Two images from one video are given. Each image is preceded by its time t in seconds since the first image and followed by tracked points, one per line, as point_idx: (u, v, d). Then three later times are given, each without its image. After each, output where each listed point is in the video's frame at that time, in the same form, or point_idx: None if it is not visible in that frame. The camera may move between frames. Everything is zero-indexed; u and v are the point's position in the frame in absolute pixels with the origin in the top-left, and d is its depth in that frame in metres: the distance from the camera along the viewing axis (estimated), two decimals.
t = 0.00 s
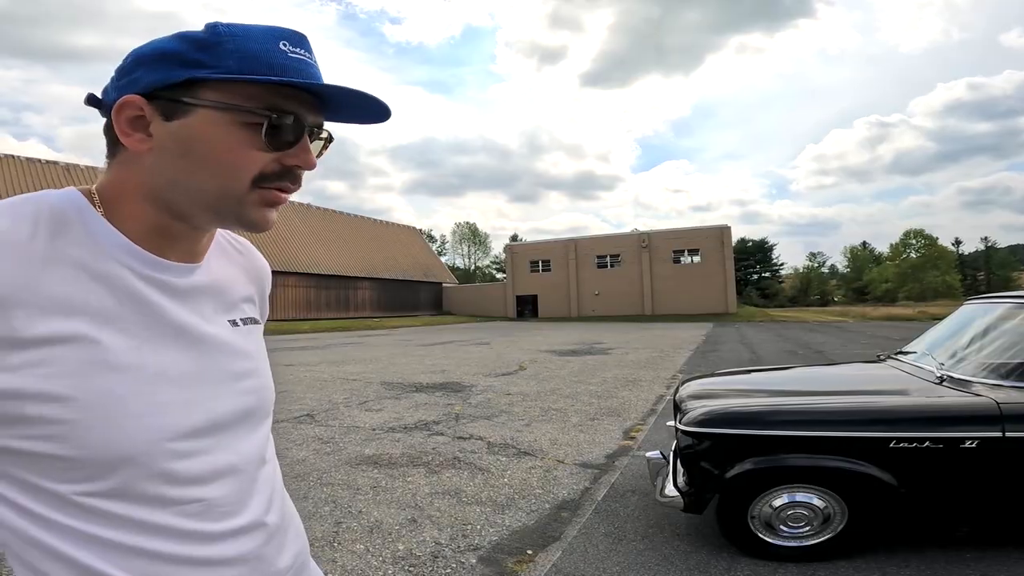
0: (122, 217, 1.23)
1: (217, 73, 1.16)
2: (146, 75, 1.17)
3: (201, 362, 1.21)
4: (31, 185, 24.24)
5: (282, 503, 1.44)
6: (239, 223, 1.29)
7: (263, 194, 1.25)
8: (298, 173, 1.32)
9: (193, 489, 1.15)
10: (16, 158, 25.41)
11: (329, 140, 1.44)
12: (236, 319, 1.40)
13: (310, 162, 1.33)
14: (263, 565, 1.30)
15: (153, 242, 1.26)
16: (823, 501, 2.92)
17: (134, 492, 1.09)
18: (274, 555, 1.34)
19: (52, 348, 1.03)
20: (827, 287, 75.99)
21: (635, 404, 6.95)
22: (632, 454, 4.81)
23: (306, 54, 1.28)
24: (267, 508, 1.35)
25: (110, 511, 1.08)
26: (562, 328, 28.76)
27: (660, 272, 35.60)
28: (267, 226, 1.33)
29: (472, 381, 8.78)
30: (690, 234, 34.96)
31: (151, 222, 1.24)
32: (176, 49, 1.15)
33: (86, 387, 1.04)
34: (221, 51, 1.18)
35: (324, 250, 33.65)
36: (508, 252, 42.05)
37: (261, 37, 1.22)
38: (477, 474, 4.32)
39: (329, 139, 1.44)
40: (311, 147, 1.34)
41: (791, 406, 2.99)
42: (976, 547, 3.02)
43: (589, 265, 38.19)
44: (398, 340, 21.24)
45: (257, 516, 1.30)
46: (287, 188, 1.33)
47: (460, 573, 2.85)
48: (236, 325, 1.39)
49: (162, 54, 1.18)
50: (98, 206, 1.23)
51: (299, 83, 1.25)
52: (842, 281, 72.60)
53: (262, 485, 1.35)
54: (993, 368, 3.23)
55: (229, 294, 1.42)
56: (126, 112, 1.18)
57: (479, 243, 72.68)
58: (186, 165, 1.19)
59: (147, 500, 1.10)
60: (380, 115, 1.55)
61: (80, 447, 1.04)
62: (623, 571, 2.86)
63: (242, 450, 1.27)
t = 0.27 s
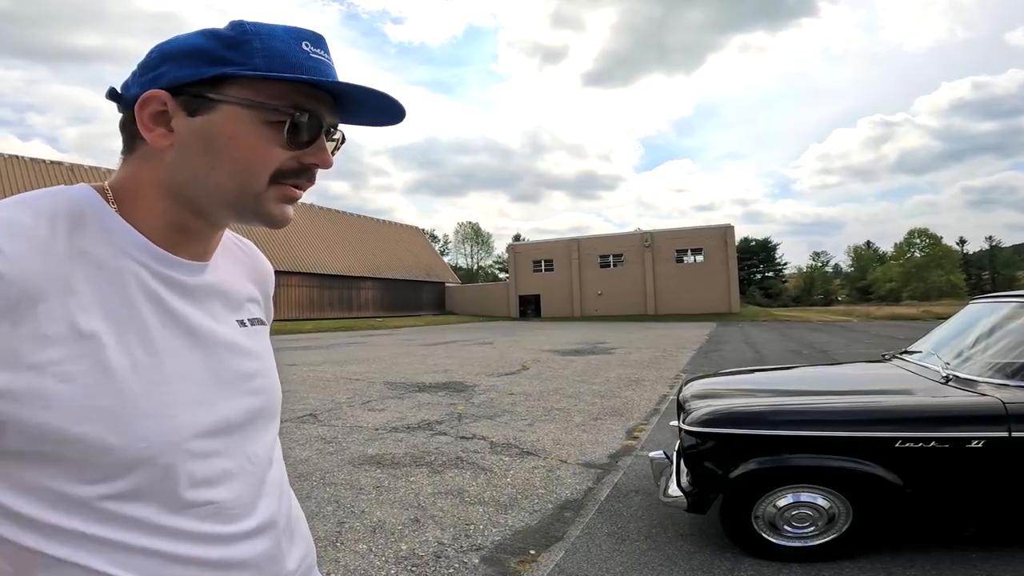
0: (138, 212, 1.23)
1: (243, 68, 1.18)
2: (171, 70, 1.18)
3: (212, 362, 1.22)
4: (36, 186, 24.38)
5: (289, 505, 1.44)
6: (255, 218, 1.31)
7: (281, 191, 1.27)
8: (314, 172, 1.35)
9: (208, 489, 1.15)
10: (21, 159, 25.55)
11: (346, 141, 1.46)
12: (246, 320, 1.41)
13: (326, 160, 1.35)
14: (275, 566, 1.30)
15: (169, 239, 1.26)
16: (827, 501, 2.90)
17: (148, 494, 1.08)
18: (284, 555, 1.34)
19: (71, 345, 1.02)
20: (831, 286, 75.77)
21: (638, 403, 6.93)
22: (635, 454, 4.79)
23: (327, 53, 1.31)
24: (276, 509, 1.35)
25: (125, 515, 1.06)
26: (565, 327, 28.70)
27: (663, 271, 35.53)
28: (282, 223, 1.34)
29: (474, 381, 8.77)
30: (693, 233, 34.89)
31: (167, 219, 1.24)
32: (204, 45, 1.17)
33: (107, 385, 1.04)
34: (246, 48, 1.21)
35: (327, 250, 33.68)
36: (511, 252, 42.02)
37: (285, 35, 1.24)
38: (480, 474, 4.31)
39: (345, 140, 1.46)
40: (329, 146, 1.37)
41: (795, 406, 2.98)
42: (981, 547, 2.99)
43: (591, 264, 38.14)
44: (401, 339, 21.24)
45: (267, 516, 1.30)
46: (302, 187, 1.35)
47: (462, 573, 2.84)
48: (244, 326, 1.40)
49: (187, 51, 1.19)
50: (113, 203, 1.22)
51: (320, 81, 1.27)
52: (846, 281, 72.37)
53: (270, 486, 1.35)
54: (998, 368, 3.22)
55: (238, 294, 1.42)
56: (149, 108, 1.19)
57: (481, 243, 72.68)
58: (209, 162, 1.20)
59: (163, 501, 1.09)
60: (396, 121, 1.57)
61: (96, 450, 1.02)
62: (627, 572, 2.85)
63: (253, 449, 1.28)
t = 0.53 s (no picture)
0: (154, 206, 1.22)
1: (262, 59, 1.18)
2: (189, 62, 1.17)
3: (223, 359, 1.22)
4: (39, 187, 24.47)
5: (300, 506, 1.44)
6: (270, 210, 1.30)
7: (296, 180, 1.27)
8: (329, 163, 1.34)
9: (222, 487, 1.15)
10: (24, 160, 25.64)
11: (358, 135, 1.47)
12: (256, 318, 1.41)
13: (341, 151, 1.35)
14: (286, 568, 1.28)
15: (185, 233, 1.25)
16: (833, 501, 2.89)
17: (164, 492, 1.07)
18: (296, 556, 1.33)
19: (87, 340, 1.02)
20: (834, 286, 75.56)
21: (642, 403, 6.91)
22: (638, 454, 4.77)
23: (338, 46, 1.32)
24: (288, 509, 1.35)
25: (141, 515, 1.06)
26: (567, 327, 28.63)
27: (666, 271, 35.47)
28: (298, 216, 1.34)
29: (477, 381, 8.76)
30: (696, 232, 34.81)
31: (183, 213, 1.24)
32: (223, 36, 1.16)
33: (123, 380, 1.04)
34: (262, 39, 1.21)
35: (329, 250, 33.71)
36: (513, 251, 41.98)
37: (299, 28, 1.25)
38: (483, 474, 4.30)
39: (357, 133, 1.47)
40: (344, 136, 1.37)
41: (799, 405, 2.96)
42: (987, 547, 2.97)
43: (594, 264, 38.09)
44: (403, 339, 21.23)
45: (280, 515, 1.29)
46: (318, 177, 1.34)
47: (465, 573, 2.83)
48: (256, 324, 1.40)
49: (204, 43, 1.19)
50: (127, 198, 1.21)
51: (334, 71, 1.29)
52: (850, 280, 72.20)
53: (282, 487, 1.35)
54: (1004, 367, 3.19)
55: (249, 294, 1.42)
56: (167, 100, 1.18)
57: (484, 242, 72.71)
58: (226, 152, 1.19)
59: (179, 500, 1.09)
60: (405, 112, 1.57)
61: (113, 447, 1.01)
62: (630, 572, 2.83)
63: (266, 448, 1.27)
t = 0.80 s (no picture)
0: (179, 205, 1.23)
1: (288, 60, 1.19)
2: (218, 62, 1.18)
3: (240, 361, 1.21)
4: (42, 186, 24.54)
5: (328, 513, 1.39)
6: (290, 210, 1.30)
7: (317, 179, 1.26)
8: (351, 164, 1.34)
9: (243, 489, 1.12)
10: (27, 159, 25.71)
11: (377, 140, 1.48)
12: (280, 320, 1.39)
13: (363, 153, 1.35)
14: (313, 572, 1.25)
15: (208, 232, 1.25)
16: (836, 501, 2.87)
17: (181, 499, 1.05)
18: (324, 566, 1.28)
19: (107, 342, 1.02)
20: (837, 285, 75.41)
21: (644, 402, 6.89)
22: (640, 453, 4.76)
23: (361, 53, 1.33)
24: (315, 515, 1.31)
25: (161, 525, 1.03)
26: (569, 326, 28.60)
27: (668, 270, 35.42)
28: (319, 216, 1.33)
29: (479, 380, 8.76)
30: (698, 232, 34.75)
31: (207, 212, 1.25)
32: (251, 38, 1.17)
33: (144, 382, 1.03)
34: (289, 42, 1.22)
35: (331, 249, 33.73)
36: (515, 251, 41.96)
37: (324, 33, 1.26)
38: (485, 474, 4.29)
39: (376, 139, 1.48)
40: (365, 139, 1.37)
41: (802, 405, 2.95)
42: (991, 547, 2.96)
43: (596, 263, 38.05)
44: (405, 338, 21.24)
45: (305, 521, 1.25)
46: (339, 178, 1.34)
47: (467, 573, 2.82)
48: (279, 325, 1.37)
49: (233, 44, 1.20)
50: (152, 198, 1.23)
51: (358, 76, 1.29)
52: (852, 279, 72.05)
53: (309, 490, 1.31)
54: (1009, 366, 3.17)
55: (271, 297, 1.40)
56: (194, 100, 1.19)
57: (486, 242, 72.70)
58: (249, 151, 1.19)
59: (196, 507, 1.06)
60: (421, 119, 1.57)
61: (131, 450, 1.00)
62: (632, 572, 2.82)
63: (287, 449, 1.25)
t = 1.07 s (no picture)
0: (242, 208, 1.21)
1: (355, 71, 1.22)
2: (287, 69, 1.19)
3: (293, 356, 1.19)
4: (43, 188, 24.63)
5: (373, 515, 1.36)
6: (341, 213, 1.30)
7: (367, 184, 1.28)
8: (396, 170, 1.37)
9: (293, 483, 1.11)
10: (28, 160, 25.79)
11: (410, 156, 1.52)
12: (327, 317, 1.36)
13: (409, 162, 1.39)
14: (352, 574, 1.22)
15: (268, 235, 1.24)
16: (839, 501, 2.85)
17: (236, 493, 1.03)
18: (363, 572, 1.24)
19: (176, 328, 1.01)
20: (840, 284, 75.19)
21: (646, 402, 6.87)
22: (642, 453, 4.75)
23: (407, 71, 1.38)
24: (357, 517, 1.28)
25: (217, 518, 1.00)
26: (572, 325, 28.56)
27: (670, 269, 35.36)
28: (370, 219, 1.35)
29: (480, 380, 8.75)
30: (701, 231, 34.68)
31: (268, 214, 1.23)
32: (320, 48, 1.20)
33: (212, 371, 1.02)
34: (350, 55, 1.26)
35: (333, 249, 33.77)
36: (517, 250, 41.94)
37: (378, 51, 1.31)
38: (486, 473, 4.28)
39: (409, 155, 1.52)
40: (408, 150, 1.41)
41: (805, 405, 2.93)
42: (994, 547, 2.93)
43: (598, 262, 38.01)
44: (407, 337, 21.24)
45: (346, 521, 1.23)
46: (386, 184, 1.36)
47: (468, 573, 2.81)
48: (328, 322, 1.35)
49: (300, 53, 1.22)
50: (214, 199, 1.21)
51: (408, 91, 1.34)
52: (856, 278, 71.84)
53: (353, 488, 1.29)
54: (1014, 365, 3.15)
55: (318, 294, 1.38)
56: (266, 103, 1.18)
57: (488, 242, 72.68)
58: (318, 154, 1.19)
59: (248, 500, 1.04)
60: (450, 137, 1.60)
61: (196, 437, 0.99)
62: (633, 572, 2.81)
63: (335, 444, 1.23)
